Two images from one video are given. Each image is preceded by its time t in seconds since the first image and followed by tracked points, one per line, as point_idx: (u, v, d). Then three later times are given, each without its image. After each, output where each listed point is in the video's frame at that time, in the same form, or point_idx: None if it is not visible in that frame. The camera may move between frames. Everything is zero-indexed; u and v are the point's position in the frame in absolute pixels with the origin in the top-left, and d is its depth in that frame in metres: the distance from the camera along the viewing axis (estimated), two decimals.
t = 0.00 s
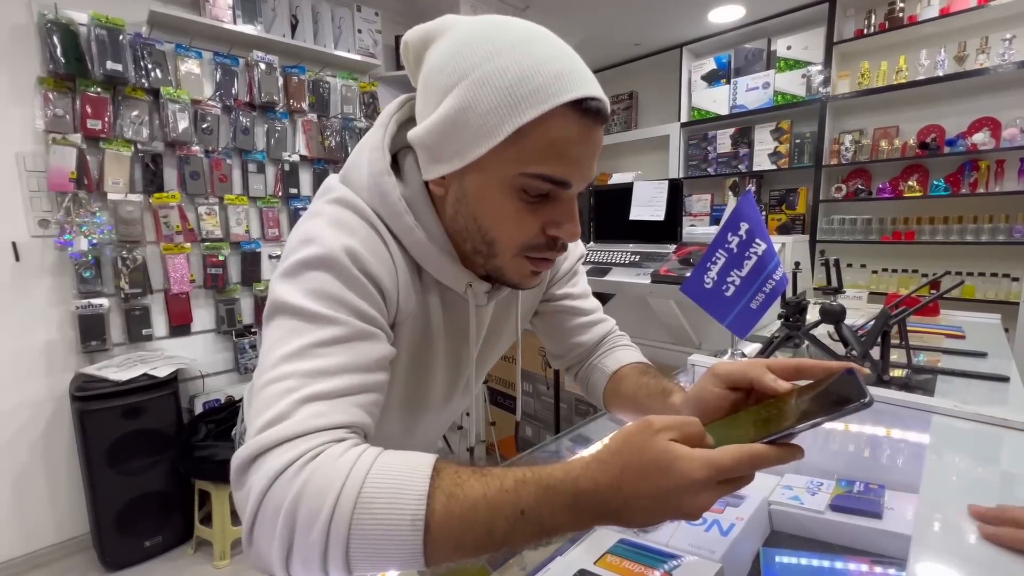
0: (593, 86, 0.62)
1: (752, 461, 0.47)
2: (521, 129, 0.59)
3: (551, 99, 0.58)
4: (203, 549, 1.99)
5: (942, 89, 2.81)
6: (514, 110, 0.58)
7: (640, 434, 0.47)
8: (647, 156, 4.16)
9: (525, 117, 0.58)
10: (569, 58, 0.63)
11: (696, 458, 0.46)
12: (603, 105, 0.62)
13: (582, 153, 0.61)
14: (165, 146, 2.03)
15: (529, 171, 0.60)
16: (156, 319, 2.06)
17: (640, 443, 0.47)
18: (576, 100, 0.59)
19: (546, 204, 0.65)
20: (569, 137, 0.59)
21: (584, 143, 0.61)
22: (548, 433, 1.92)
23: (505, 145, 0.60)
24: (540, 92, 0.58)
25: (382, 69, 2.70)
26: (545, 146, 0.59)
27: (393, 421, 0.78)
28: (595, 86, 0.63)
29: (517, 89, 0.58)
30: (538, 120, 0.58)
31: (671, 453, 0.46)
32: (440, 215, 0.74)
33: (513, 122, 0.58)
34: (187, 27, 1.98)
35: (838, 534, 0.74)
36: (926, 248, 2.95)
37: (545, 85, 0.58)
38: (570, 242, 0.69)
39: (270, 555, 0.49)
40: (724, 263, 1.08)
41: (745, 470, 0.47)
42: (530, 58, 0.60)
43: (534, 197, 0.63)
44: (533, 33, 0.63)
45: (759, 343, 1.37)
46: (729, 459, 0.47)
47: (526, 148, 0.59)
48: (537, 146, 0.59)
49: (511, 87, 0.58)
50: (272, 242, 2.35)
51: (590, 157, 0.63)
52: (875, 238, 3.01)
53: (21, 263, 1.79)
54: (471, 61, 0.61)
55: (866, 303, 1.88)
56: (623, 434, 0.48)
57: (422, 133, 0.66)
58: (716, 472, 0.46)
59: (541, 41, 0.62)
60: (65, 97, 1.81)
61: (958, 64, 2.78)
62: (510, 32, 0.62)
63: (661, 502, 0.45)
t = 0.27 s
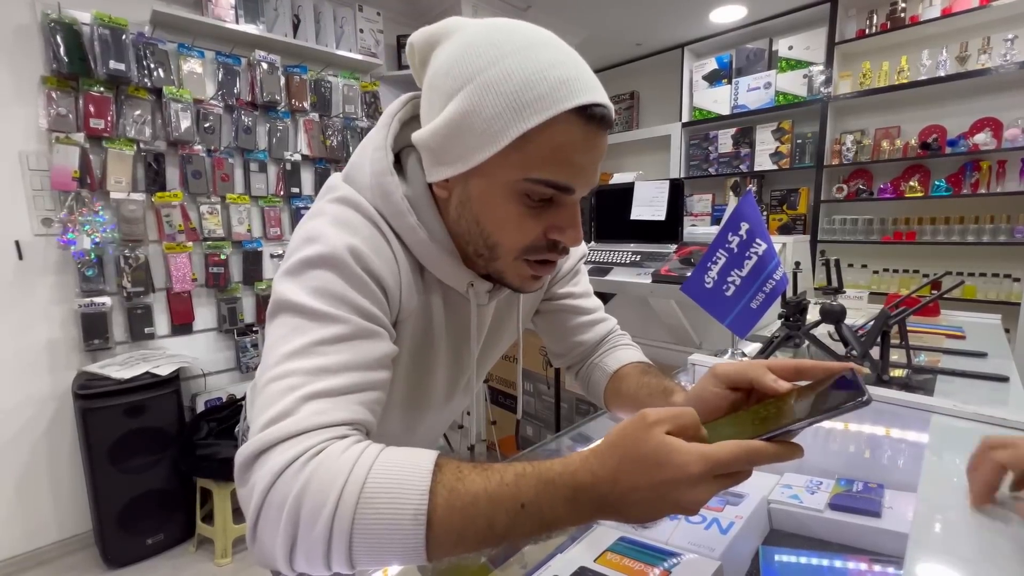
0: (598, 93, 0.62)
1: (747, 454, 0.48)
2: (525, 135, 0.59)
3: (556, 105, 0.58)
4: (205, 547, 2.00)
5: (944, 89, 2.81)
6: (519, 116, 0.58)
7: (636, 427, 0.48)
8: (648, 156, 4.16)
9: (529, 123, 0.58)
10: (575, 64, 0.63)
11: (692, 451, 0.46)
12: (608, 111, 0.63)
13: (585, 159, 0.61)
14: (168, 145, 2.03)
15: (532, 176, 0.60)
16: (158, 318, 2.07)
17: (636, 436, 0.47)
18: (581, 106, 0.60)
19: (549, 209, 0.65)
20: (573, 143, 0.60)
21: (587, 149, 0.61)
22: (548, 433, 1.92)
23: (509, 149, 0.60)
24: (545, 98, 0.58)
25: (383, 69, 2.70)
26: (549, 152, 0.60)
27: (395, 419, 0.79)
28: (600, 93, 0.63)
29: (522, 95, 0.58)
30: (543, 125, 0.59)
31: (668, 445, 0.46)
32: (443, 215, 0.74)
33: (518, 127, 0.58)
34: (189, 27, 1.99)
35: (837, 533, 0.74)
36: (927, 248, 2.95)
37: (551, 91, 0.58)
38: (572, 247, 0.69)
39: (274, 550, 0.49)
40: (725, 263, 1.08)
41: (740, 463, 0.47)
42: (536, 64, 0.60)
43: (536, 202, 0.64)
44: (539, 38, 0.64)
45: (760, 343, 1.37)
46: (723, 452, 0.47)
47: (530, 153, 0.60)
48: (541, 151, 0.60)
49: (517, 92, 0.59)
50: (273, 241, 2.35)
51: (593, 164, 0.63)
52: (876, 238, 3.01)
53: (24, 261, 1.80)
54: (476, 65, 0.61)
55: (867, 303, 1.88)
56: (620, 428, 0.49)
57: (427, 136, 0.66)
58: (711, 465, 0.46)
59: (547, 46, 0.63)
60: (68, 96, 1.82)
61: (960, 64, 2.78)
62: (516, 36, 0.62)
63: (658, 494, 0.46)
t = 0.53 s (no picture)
0: (603, 94, 0.62)
1: (744, 452, 0.48)
2: (529, 136, 0.59)
3: (560, 107, 0.58)
4: (205, 546, 2.00)
5: (946, 90, 2.80)
6: (523, 117, 0.58)
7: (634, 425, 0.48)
8: (649, 156, 4.16)
9: (533, 125, 0.58)
10: (581, 64, 0.63)
11: (689, 449, 0.47)
12: (613, 113, 0.63)
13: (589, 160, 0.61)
14: (169, 145, 2.03)
15: (535, 178, 0.61)
16: (160, 317, 2.08)
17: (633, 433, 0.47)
18: (585, 108, 0.60)
19: (552, 210, 0.65)
20: (577, 144, 0.60)
21: (591, 150, 0.61)
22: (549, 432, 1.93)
23: (513, 151, 0.60)
24: (550, 99, 0.58)
25: (385, 69, 2.70)
26: (553, 154, 0.60)
27: (397, 419, 0.79)
28: (605, 93, 0.63)
29: (526, 96, 0.58)
30: (548, 127, 0.59)
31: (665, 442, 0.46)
32: (445, 214, 0.74)
33: (522, 129, 0.58)
34: (191, 26, 1.99)
35: (836, 533, 0.74)
36: (928, 249, 2.95)
37: (555, 92, 0.58)
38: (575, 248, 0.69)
39: (276, 548, 0.49)
40: (725, 263, 1.08)
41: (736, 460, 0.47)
42: (541, 64, 0.60)
43: (540, 203, 0.64)
44: (545, 38, 0.63)
45: (761, 343, 1.37)
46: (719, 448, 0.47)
47: (534, 155, 0.60)
48: (545, 153, 0.60)
49: (521, 94, 0.59)
50: (275, 241, 2.36)
51: (597, 165, 0.63)
52: (877, 238, 3.00)
53: (26, 260, 1.81)
54: (481, 65, 0.61)
55: (868, 304, 1.88)
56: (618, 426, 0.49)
57: (431, 135, 0.66)
58: (709, 463, 0.46)
59: (552, 46, 0.62)
60: (70, 95, 1.82)
61: (962, 64, 2.77)
62: (521, 35, 0.62)
63: (656, 492, 0.46)
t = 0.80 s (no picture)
0: (605, 94, 0.62)
1: (746, 459, 0.48)
2: (531, 136, 0.59)
3: (562, 107, 0.59)
4: (207, 544, 2.01)
5: (948, 90, 2.80)
6: (525, 117, 0.59)
7: (638, 430, 0.48)
8: (651, 156, 4.16)
9: (535, 125, 0.58)
10: (583, 64, 0.63)
11: (692, 454, 0.47)
12: (614, 113, 0.63)
13: (590, 160, 0.61)
14: (172, 144, 2.04)
15: (537, 177, 0.61)
16: (162, 316, 2.08)
17: (637, 437, 0.48)
18: (587, 107, 0.60)
19: (554, 209, 0.65)
20: (578, 145, 0.60)
21: (592, 150, 0.61)
22: (550, 432, 1.93)
23: (514, 150, 0.61)
24: (552, 99, 0.58)
25: (387, 68, 2.71)
26: (554, 154, 0.60)
27: (398, 417, 0.79)
28: (607, 93, 0.64)
29: (528, 96, 0.59)
30: (549, 127, 0.59)
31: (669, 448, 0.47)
32: (447, 213, 0.74)
33: (524, 128, 0.59)
34: (194, 26, 2.00)
35: (837, 532, 0.74)
36: (930, 249, 2.95)
37: (557, 92, 0.59)
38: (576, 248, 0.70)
39: (279, 544, 0.50)
40: (727, 262, 1.08)
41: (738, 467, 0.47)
42: (543, 64, 0.60)
43: (541, 203, 0.64)
44: (547, 37, 0.64)
45: (761, 342, 1.37)
46: (721, 454, 0.47)
47: (535, 155, 0.60)
48: (547, 153, 0.60)
49: (523, 93, 0.59)
50: (277, 240, 2.36)
51: (599, 165, 0.63)
52: (879, 239, 3.00)
53: (30, 259, 1.81)
54: (483, 65, 0.61)
55: (870, 304, 1.88)
56: (622, 430, 0.49)
57: (433, 134, 0.67)
58: (711, 468, 0.47)
59: (554, 45, 0.63)
60: (74, 95, 1.83)
61: (964, 64, 2.77)
62: (523, 34, 0.62)
63: (659, 496, 0.46)
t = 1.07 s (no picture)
0: (604, 91, 0.63)
1: (745, 459, 0.48)
2: (531, 134, 0.60)
3: (561, 104, 0.59)
4: (210, 543, 2.01)
5: (951, 90, 2.80)
6: (524, 115, 0.59)
7: (639, 429, 0.49)
8: (652, 156, 4.16)
9: (534, 123, 0.59)
10: (580, 61, 0.63)
11: (694, 454, 0.47)
12: (613, 109, 0.63)
13: (590, 157, 0.62)
14: (176, 145, 2.05)
15: (537, 175, 0.61)
16: (165, 316, 2.09)
17: (638, 437, 0.48)
18: (586, 104, 0.60)
19: (555, 207, 0.66)
20: (578, 141, 0.61)
21: (592, 147, 0.62)
22: (551, 432, 1.93)
23: (514, 149, 0.61)
24: (551, 97, 0.59)
25: (389, 69, 2.71)
26: (554, 151, 0.60)
27: (400, 415, 0.79)
28: (606, 90, 0.64)
29: (526, 94, 0.59)
30: (549, 124, 0.59)
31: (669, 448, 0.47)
32: (449, 212, 0.75)
33: (523, 127, 0.59)
34: (198, 27, 2.01)
35: (838, 532, 0.74)
36: (933, 250, 2.94)
37: (556, 90, 0.59)
38: (579, 245, 0.70)
39: (283, 541, 0.50)
40: (729, 262, 1.08)
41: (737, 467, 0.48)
42: (541, 62, 0.61)
43: (543, 200, 0.64)
44: (545, 35, 0.64)
45: (763, 343, 1.37)
46: (721, 454, 0.48)
47: (536, 153, 0.60)
48: (547, 151, 0.60)
49: (521, 92, 0.59)
50: (279, 240, 2.37)
51: (599, 161, 0.64)
52: (881, 239, 3.00)
53: (34, 259, 1.82)
54: (482, 64, 0.62)
55: (871, 304, 1.88)
56: (623, 430, 0.49)
57: (432, 134, 0.67)
58: (712, 468, 0.47)
59: (552, 43, 0.63)
60: (78, 96, 1.84)
61: (967, 65, 2.77)
62: (521, 33, 0.63)
63: (659, 495, 0.46)
